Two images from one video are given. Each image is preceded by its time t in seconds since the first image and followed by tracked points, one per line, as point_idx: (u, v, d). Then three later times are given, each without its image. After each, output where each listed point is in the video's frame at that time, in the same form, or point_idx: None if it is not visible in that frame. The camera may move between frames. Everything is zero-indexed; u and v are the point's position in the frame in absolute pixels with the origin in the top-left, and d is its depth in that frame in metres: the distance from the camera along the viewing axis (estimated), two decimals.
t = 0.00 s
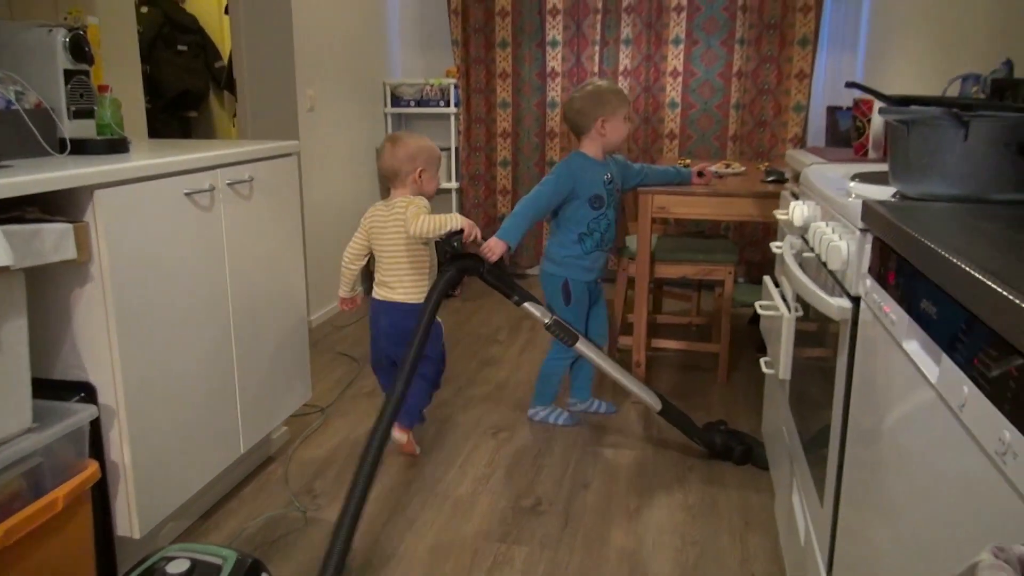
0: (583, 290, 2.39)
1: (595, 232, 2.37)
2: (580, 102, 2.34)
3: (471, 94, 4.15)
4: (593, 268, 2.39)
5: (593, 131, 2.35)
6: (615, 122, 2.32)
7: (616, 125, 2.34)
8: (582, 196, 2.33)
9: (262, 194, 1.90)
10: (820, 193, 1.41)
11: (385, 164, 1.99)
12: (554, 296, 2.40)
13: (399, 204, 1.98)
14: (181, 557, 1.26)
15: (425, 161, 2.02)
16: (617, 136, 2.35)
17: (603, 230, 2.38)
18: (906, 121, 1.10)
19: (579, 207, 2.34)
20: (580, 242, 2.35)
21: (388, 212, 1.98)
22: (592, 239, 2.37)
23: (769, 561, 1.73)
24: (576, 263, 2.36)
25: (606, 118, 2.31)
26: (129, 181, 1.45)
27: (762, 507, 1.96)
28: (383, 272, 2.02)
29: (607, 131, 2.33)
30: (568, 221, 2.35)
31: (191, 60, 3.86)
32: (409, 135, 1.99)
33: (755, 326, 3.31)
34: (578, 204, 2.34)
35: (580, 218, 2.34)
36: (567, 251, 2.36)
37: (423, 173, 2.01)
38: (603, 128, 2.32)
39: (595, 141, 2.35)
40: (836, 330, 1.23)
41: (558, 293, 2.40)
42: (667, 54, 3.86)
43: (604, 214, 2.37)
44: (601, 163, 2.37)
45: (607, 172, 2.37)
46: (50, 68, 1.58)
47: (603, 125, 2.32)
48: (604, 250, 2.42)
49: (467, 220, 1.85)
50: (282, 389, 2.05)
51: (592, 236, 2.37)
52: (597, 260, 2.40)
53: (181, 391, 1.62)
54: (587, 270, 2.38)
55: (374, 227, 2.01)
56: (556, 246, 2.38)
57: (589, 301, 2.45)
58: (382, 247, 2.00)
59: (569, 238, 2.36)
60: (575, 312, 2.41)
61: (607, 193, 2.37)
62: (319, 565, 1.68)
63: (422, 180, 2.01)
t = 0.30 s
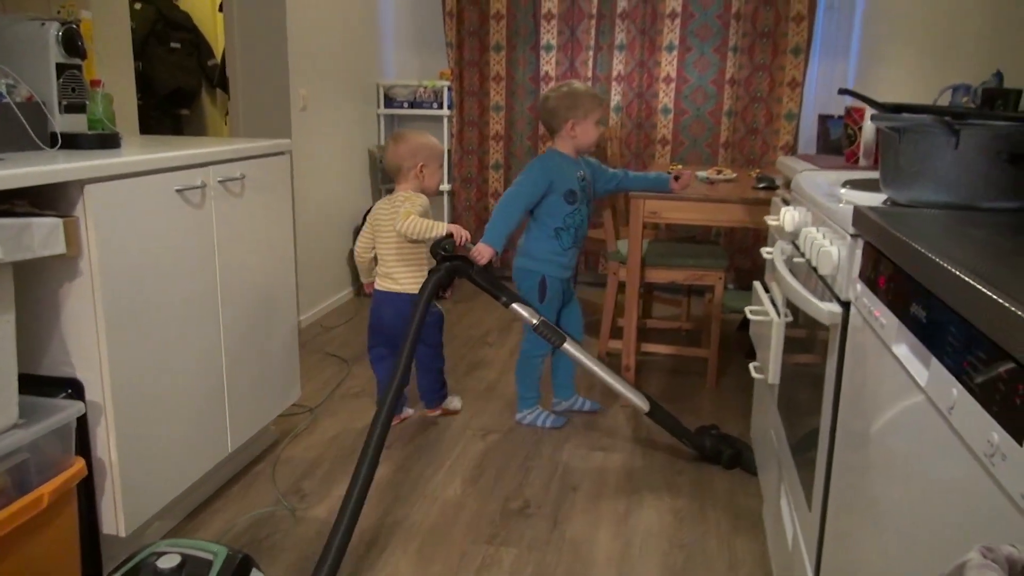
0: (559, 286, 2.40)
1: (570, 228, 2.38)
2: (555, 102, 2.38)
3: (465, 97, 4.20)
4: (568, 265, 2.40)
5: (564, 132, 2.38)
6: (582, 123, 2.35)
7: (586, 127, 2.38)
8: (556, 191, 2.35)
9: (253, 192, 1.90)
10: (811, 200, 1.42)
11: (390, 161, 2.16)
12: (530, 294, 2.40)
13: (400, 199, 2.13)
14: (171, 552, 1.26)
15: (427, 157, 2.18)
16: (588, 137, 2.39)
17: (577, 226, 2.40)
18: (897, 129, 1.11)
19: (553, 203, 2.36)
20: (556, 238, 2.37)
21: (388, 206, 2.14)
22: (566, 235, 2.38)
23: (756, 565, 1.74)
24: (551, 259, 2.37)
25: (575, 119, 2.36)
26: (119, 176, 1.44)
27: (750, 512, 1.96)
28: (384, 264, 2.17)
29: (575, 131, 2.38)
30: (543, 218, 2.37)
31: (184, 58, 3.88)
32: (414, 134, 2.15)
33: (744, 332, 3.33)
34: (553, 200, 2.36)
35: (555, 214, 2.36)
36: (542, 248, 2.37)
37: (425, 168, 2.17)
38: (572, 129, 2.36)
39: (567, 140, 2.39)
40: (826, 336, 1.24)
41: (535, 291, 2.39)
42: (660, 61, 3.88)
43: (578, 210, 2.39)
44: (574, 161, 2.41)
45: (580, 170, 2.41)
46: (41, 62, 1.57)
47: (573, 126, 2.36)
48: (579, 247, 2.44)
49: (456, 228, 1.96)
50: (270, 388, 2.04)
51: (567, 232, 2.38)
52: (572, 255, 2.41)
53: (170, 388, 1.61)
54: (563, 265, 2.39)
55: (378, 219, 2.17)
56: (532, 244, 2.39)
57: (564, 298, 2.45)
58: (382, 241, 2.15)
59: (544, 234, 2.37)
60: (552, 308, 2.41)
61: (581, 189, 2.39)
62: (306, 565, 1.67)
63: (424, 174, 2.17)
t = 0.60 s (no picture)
0: (540, 284, 2.40)
1: (549, 226, 2.39)
2: (537, 103, 2.40)
3: (456, 99, 4.19)
4: (550, 263, 2.40)
5: (547, 133, 2.40)
6: (565, 124, 2.38)
7: (568, 127, 2.39)
8: (534, 191, 2.37)
9: (243, 192, 1.89)
10: (798, 205, 1.44)
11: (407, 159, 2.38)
12: (512, 293, 2.41)
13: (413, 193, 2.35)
14: (172, 538, 1.25)
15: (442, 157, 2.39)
16: (569, 138, 2.40)
17: (557, 224, 2.40)
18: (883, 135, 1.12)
19: (531, 203, 2.38)
20: (535, 237, 2.38)
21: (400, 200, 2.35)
22: (546, 233, 2.39)
23: (741, 569, 1.75)
24: (532, 258, 2.38)
25: (557, 119, 2.37)
26: (108, 174, 1.44)
27: (736, 516, 1.97)
28: (395, 254, 2.38)
29: (559, 132, 2.39)
30: (523, 218, 2.39)
31: (175, 56, 3.88)
32: (432, 136, 2.37)
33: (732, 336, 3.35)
34: (531, 200, 2.38)
35: (533, 213, 2.38)
36: (522, 247, 2.38)
37: (439, 167, 2.38)
38: (554, 129, 2.38)
39: (547, 142, 2.41)
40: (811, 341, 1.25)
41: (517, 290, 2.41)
42: (652, 66, 3.90)
43: (558, 208, 2.40)
44: (555, 161, 2.42)
45: (561, 169, 2.42)
46: (30, 58, 1.56)
47: (555, 127, 2.38)
48: (562, 245, 2.43)
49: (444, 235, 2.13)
50: (258, 389, 2.04)
51: (547, 230, 2.39)
52: (554, 253, 2.40)
53: (157, 387, 1.61)
54: (543, 263, 2.39)
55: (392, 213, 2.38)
56: (513, 244, 2.41)
57: (548, 297, 2.45)
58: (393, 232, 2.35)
59: (523, 234, 2.39)
60: (533, 307, 2.41)
61: (560, 188, 2.40)
62: (292, 566, 1.67)
63: (437, 173, 2.38)
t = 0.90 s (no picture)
0: (541, 290, 2.42)
1: (548, 234, 2.41)
2: (529, 108, 2.42)
3: (441, 105, 4.21)
4: (549, 269, 2.43)
5: (539, 138, 2.42)
6: (557, 128, 2.39)
7: (560, 132, 2.41)
8: (533, 200, 2.38)
9: (226, 199, 1.89)
10: (777, 212, 1.45)
11: (398, 166, 2.43)
12: (511, 299, 2.43)
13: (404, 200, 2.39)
14: (174, 529, 1.25)
15: (431, 164, 2.43)
16: (562, 143, 2.42)
17: (556, 232, 2.43)
18: (859, 143, 1.14)
19: (531, 212, 2.39)
20: (535, 244, 2.40)
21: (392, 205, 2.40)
22: (545, 241, 2.41)
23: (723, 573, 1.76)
24: (532, 265, 2.40)
25: (551, 125, 2.39)
26: (89, 181, 1.43)
27: (719, 521, 1.98)
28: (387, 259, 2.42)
29: (552, 138, 2.40)
30: (522, 226, 2.40)
31: (159, 62, 3.87)
32: (421, 143, 2.41)
33: (716, 342, 3.37)
34: (530, 209, 2.40)
35: (533, 221, 2.40)
36: (522, 254, 2.40)
37: (429, 174, 2.43)
38: (548, 135, 2.39)
39: (542, 147, 2.42)
40: (790, 346, 1.27)
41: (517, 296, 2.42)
42: (635, 73, 3.93)
43: (556, 217, 2.43)
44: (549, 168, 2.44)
45: (556, 177, 2.44)
46: (10, 64, 1.56)
47: (549, 131, 2.39)
48: (558, 251, 2.47)
49: (427, 245, 2.15)
50: (241, 396, 2.03)
51: (546, 238, 2.41)
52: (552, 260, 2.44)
53: (138, 394, 1.60)
54: (543, 270, 2.42)
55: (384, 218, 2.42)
56: (511, 250, 2.42)
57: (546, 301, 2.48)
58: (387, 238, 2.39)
59: (523, 241, 2.40)
60: (534, 312, 2.43)
61: (557, 196, 2.43)
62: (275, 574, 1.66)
63: (428, 180, 2.43)
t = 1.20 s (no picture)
0: (525, 299, 2.46)
1: (539, 247, 2.46)
2: (536, 124, 2.44)
3: (426, 116, 4.22)
4: (535, 280, 2.47)
5: (541, 154, 2.45)
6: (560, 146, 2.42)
7: (563, 150, 2.44)
8: (528, 213, 2.43)
9: (210, 210, 1.88)
10: (759, 222, 1.47)
11: (396, 171, 2.47)
12: (497, 307, 2.47)
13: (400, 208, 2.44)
14: (179, 521, 1.36)
15: (428, 170, 2.47)
16: (563, 161, 2.45)
17: (547, 246, 2.48)
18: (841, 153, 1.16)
19: (524, 223, 2.44)
20: (524, 254, 2.44)
21: (390, 210, 2.44)
22: (535, 253, 2.46)
23: None
24: (519, 275, 2.44)
25: (553, 141, 2.42)
26: (73, 192, 1.43)
27: (704, 529, 1.99)
28: (384, 262, 2.46)
29: (553, 153, 2.44)
30: (515, 236, 2.45)
31: (141, 73, 3.87)
32: (415, 150, 2.45)
33: (700, 351, 3.39)
34: (524, 220, 2.44)
35: (525, 232, 2.44)
36: (510, 262, 2.45)
37: (426, 180, 2.47)
38: (549, 152, 2.42)
39: (543, 160, 2.45)
40: (773, 354, 1.28)
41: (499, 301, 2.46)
42: (619, 84, 3.96)
43: (548, 231, 2.47)
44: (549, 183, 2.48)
45: (554, 192, 2.49)
46: None
47: (550, 148, 2.43)
48: (547, 264, 2.51)
49: (426, 251, 2.19)
50: (224, 407, 2.02)
51: (536, 250, 2.45)
52: (539, 272, 2.48)
53: (121, 405, 1.58)
54: (529, 280, 2.46)
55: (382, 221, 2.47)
56: (501, 259, 2.46)
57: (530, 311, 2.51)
58: (386, 243, 2.44)
59: (513, 249, 2.45)
60: (515, 320, 2.46)
61: (552, 211, 2.47)
62: None
63: (425, 186, 2.47)
